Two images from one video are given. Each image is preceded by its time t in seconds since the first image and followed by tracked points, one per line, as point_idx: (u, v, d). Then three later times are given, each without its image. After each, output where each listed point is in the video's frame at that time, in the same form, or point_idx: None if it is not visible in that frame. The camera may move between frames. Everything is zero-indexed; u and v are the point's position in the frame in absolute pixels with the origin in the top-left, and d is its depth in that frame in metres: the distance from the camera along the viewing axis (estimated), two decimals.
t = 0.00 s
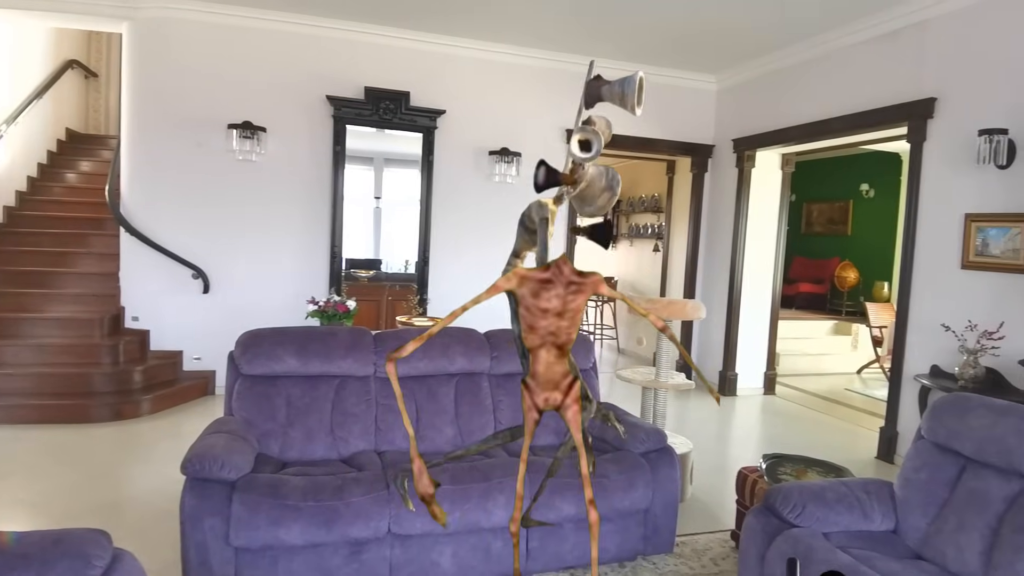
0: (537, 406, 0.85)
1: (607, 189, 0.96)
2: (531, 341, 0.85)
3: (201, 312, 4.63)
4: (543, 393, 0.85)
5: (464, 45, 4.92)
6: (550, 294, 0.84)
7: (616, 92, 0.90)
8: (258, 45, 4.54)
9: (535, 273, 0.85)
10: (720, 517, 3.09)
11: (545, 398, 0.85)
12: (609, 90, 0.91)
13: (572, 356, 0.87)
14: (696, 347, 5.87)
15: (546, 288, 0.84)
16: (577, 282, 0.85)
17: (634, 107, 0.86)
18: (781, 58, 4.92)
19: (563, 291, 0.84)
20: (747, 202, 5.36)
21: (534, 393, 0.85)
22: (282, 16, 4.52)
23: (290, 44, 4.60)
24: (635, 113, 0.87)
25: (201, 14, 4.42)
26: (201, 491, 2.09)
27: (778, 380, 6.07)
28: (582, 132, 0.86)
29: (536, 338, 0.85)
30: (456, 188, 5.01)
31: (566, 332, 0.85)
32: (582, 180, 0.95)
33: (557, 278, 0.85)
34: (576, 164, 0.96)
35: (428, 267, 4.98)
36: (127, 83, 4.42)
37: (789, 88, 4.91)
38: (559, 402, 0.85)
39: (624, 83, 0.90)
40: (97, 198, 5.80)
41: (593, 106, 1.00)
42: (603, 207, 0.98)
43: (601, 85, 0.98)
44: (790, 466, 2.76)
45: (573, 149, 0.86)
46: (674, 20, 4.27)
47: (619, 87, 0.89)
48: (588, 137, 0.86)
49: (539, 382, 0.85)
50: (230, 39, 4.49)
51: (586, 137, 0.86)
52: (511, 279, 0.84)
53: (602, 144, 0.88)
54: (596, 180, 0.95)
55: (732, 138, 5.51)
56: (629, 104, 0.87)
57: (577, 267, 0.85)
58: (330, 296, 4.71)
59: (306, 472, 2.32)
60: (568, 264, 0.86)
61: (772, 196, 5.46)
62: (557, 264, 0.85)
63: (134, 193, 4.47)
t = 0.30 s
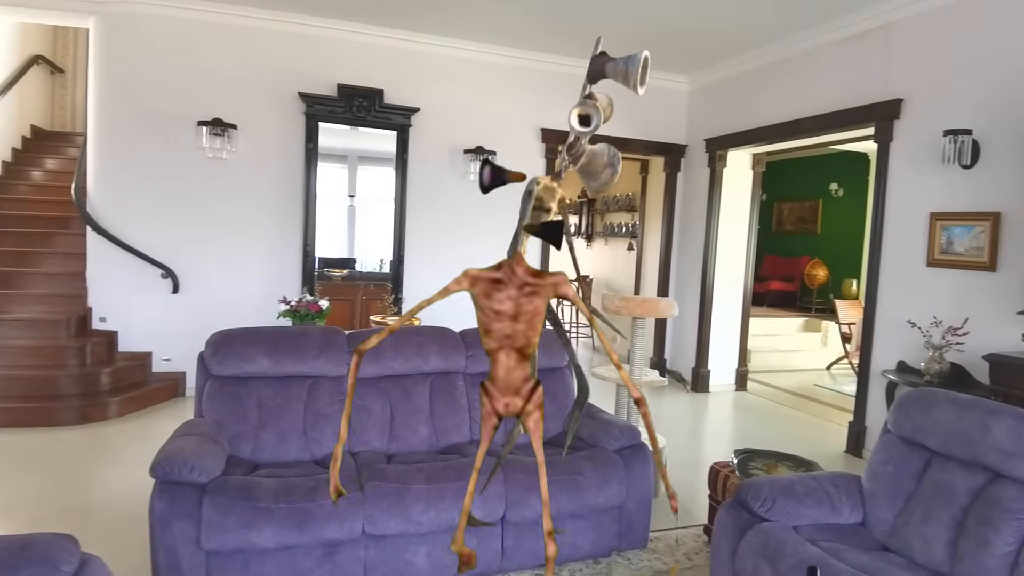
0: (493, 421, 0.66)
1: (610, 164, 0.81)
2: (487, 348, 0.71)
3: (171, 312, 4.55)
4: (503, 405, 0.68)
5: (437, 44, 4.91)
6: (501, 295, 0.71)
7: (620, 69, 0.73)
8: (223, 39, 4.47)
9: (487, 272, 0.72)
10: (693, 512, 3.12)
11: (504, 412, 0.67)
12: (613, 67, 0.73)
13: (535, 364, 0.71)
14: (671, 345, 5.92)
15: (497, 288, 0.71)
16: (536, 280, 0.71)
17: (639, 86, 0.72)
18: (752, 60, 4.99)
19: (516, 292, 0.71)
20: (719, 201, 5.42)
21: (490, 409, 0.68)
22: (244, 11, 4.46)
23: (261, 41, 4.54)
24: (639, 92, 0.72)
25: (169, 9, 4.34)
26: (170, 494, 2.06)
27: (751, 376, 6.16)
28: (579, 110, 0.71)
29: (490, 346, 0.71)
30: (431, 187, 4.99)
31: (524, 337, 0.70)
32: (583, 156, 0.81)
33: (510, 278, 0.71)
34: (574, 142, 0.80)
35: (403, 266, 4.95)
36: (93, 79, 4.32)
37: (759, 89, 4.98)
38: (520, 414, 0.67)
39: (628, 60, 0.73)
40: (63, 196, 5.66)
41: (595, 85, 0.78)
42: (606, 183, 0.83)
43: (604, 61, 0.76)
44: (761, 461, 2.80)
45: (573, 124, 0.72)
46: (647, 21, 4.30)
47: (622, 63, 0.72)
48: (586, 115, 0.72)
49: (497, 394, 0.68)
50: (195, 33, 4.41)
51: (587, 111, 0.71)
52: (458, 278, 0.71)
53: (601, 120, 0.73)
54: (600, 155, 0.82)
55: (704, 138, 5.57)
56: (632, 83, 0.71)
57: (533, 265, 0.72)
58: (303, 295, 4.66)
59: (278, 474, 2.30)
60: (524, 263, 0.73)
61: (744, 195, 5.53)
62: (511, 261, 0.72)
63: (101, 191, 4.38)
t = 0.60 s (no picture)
0: (454, 404, 0.75)
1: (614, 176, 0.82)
2: (454, 328, 0.77)
3: (137, 313, 4.47)
4: (463, 391, 0.75)
5: (409, 43, 4.89)
6: (461, 274, 0.76)
7: (622, 81, 0.74)
8: (207, 38, 4.43)
9: (448, 251, 0.77)
10: (665, 508, 3.16)
11: (464, 398, 0.75)
12: (614, 78, 0.74)
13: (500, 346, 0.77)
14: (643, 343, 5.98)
15: (457, 267, 0.76)
16: (494, 260, 0.76)
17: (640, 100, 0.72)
18: (720, 62, 5.07)
19: (475, 272, 0.76)
20: (689, 200, 5.49)
21: (451, 391, 0.75)
22: (239, 10, 4.44)
23: (229, 39, 4.48)
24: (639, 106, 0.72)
25: (134, 5, 4.26)
26: (137, 499, 2.03)
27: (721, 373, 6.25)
28: (584, 123, 0.77)
29: (457, 327, 0.77)
30: (404, 186, 4.97)
31: (488, 319, 0.76)
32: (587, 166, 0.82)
33: (469, 256, 0.76)
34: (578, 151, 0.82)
35: (375, 266, 4.92)
36: (55, 75, 4.21)
37: (727, 90, 5.06)
38: (479, 400, 0.74)
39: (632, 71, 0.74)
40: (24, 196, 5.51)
41: (600, 93, 0.80)
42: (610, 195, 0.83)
43: (608, 72, 0.78)
44: (730, 456, 2.85)
45: (577, 138, 0.78)
46: (618, 22, 4.33)
47: (625, 76, 0.73)
48: (591, 126, 0.78)
49: (457, 378, 0.75)
50: (173, 32, 4.36)
51: (589, 126, 0.77)
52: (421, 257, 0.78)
53: (605, 133, 0.78)
54: (603, 166, 0.81)
55: (675, 139, 5.64)
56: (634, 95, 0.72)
57: (492, 243, 0.76)
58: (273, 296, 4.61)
59: (247, 477, 2.27)
60: (483, 241, 0.77)
61: (714, 194, 5.61)
62: (470, 238, 0.77)
63: (65, 190, 4.27)
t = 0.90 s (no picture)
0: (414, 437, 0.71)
1: (616, 203, 0.96)
2: (410, 359, 0.74)
3: (101, 315, 4.39)
4: (425, 422, 0.72)
5: (380, 42, 4.88)
6: (415, 303, 0.74)
7: (621, 111, 0.87)
8: (186, 38, 4.39)
9: (399, 280, 0.75)
10: (636, 505, 3.20)
11: (425, 428, 0.72)
12: (613, 108, 0.87)
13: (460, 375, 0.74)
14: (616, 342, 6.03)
15: (410, 296, 0.74)
16: (447, 285, 0.74)
17: (640, 125, 0.83)
18: (690, 63, 5.14)
19: (428, 300, 0.74)
20: (661, 200, 5.55)
21: (411, 423, 0.72)
22: (218, 9, 4.41)
23: (197, 36, 4.42)
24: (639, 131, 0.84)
25: (98, 0, 4.18)
26: (101, 505, 1.99)
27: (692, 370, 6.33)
28: (585, 152, 0.83)
29: (414, 358, 0.74)
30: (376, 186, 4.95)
31: (447, 347, 0.74)
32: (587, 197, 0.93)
33: (420, 285, 0.74)
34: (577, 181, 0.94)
35: (347, 266, 4.89)
36: (14, 71, 4.11)
37: (696, 92, 5.13)
38: (443, 431, 0.71)
39: (627, 101, 0.87)
40: None
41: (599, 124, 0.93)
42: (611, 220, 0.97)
43: (605, 103, 0.91)
44: (700, 453, 2.90)
45: (577, 168, 0.85)
46: (590, 23, 4.37)
47: (624, 105, 0.85)
48: (591, 155, 0.84)
49: (418, 410, 0.72)
50: (138, 29, 4.29)
51: (590, 156, 0.83)
52: (374, 290, 0.75)
53: (604, 164, 0.85)
54: (606, 195, 0.95)
55: (646, 140, 5.71)
56: (634, 122, 0.84)
57: (444, 268, 0.74)
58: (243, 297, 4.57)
59: (216, 481, 2.25)
60: (434, 266, 0.75)
61: (684, 194, 5.69)
62: (420, 265, 0.74)
63: (26, 189, 4.17)
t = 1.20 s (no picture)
0: (362, 448, 0.80)
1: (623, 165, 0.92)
2: (354, 374, 0.81)
3: (65, 316, 4.29)
4: (372, 433, 0.80)
5: (351, 40, 4.85)
6: (360, 322, 0.80)
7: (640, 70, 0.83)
8: (152, 34, 4.32)
9: (342, 299, 0.80)
10: (608, 502, 3.23)
11: (373, 440, 0.80)
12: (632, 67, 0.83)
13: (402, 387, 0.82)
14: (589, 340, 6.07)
15: (354, 315, 0.80)
16: (391, 303, 0.80)
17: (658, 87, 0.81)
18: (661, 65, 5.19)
19: (373, 318, 0.80)
20: (633, 200, 5.61)
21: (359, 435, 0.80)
22: (187, 5, 4.35)
23: (163, 32, 4.35)
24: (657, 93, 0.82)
25: None
26: (65, 510, 1.96)
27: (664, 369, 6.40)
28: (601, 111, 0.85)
29: (358, 373, 0.81)
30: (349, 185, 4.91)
31: (391, 361, 0.81)
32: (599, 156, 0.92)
33: (364, 304, 0.80)
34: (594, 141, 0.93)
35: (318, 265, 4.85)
36: None
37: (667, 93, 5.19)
38: (387, 442, 0.80)
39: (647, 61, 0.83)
40: None
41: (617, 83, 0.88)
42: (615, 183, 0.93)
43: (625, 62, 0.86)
44: (670, 449, 2.93)
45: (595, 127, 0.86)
46: (562, 23, 4.39)
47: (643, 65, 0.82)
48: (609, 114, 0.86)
49: (363, 420, 0.80)
50: (103, 24, 4.20)
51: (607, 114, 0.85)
52: (317, 309, 0.80)
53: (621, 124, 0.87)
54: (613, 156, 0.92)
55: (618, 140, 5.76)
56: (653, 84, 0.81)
57: (387, 286, 0.80)
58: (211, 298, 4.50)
59: (183, 485, 2.22)
60: (377, 285, 0.81)
61: (656, 194, 5.75)
62: (364, 286, 0.80)
63: None
